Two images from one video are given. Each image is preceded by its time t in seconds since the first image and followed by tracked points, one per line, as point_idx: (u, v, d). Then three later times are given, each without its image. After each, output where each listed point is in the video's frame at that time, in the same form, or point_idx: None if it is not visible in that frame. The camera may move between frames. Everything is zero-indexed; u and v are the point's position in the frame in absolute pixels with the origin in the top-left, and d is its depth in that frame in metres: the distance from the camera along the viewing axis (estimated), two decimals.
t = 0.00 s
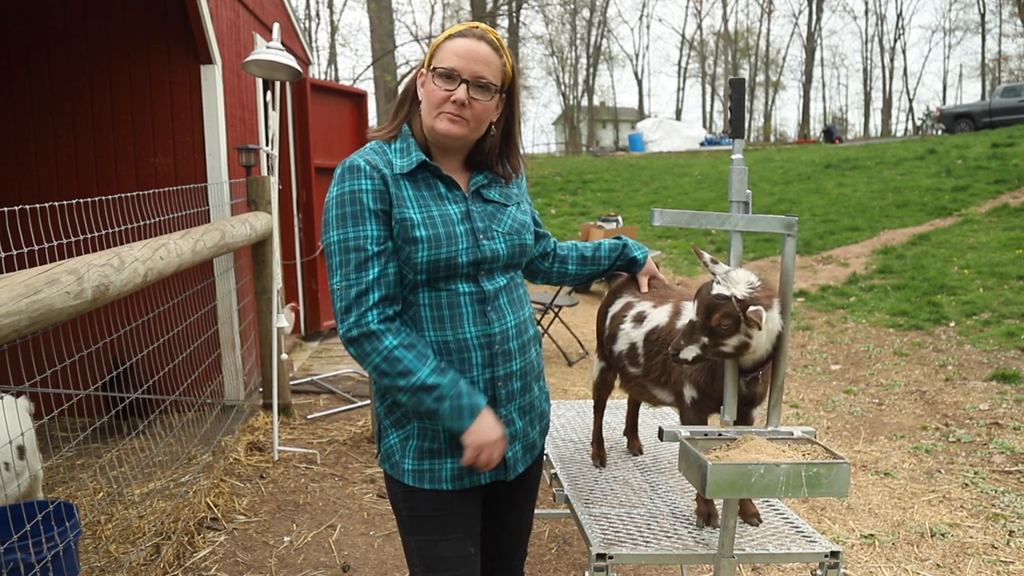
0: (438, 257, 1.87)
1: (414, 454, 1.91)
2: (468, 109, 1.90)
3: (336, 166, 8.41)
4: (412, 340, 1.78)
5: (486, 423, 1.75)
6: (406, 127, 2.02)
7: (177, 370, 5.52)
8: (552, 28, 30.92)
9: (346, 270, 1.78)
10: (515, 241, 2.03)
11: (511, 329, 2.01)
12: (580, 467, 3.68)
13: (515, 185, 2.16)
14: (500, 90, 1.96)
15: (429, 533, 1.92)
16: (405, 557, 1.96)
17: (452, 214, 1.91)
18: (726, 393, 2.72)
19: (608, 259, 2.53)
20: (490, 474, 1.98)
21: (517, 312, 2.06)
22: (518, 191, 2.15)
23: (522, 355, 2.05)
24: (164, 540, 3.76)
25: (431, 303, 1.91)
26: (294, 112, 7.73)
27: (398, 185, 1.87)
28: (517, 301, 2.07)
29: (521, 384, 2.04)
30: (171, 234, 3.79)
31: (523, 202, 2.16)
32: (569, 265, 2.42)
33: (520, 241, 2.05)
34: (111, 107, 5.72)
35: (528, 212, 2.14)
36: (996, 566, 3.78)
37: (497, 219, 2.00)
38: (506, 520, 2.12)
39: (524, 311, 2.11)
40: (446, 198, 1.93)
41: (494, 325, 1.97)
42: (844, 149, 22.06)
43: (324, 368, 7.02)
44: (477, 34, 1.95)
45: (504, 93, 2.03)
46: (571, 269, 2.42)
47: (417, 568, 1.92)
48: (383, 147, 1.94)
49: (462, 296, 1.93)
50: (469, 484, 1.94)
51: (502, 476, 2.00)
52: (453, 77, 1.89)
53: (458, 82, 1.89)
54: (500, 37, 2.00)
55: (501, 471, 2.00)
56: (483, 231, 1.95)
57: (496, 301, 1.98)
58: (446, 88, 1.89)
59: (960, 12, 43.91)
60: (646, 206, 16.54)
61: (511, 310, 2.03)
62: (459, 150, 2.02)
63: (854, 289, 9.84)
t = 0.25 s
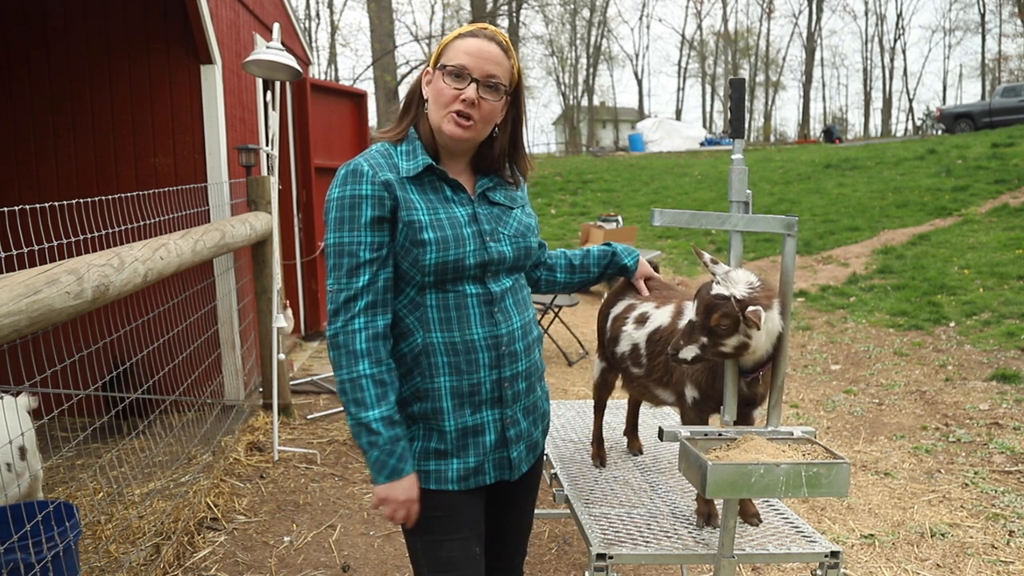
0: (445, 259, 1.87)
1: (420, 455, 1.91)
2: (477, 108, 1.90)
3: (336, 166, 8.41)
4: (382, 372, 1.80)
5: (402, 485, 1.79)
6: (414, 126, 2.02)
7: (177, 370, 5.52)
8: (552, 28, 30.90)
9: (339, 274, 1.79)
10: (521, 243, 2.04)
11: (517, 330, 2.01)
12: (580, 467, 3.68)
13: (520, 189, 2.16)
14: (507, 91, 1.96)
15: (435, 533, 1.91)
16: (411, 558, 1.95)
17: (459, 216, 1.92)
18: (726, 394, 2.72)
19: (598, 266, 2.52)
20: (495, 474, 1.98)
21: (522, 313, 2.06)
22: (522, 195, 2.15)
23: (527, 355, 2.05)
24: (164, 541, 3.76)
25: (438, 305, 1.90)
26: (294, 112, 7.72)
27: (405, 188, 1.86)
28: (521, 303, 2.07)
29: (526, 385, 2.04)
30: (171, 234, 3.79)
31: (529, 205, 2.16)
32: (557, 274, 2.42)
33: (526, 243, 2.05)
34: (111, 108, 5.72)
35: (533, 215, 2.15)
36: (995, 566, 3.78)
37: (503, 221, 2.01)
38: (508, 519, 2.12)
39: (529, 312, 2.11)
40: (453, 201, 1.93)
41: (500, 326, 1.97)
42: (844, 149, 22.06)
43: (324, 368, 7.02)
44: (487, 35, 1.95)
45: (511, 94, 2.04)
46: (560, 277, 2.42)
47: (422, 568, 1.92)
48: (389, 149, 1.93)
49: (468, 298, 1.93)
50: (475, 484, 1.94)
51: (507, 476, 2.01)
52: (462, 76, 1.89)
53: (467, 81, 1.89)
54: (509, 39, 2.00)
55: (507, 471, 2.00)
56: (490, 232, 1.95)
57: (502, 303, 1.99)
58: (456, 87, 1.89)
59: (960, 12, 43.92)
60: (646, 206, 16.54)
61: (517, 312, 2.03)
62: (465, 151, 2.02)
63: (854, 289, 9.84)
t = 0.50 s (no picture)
0: (447, 260, 1.87)
1: (419, 455, 1.91)
2: (478, 102, 1.90)
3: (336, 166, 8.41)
4: (378, 374, 1.80)
5: (387, 489, 1.79)
6: (415, 128, 2.01)
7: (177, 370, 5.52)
8: (552, 28, 30.89)
9: (340, 274, 1.80)
10: (523, 245, 2.03)
11: (518, 331, 2.01)
12: (580, 467, 3.68)
13: (523, 189, 2.15)
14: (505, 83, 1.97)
15: (434, 533, 1.92)
16: (410, 558, 1.95)
17: (462, 216, 1.91)
18: (727, 394, 2.72)
19: (600, 270, 2.52)
20: (494, 474, 1.98)
21: (523, 314, 2.06)
22: (525, 195, 2.14)
23: (528, 356, 2.05)
24: (164, 541, 3.76)
25: (439, 305, 1.90)
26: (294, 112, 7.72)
27: (408, 188, 1.86)
28: (523, 304, 2.07)
29: (526, 387, 2.04)
30: (171, 234, 3.79)
31: (532, 206, 2.16)
32: (558, 277, 2.42)
33: (528, 245, 2.05)
34: (111, 108, 5.72)
35: (536, 216, 2.14)
36: (995, 566, 3.78)
37: (505, 222, 2.00)
38: (508, 519, 2.12)
39: (531, 313, 2.11)
40: (456, 201, 1.93)
41: (501, 327, 1.96)
42: (845, 149, 22.06)
43: (324, 368, 7.02)
44: (478, 29, 1.96)
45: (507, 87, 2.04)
46: (561, 280, 2.43)
47: (422, 568, 1.92)
48: (392, 149, 1.93)
49: (469, 299, 1.93)
50: (474, 485, 1.95)
51: (506, 476, 2.01)
52: (461, 72, 1.89)
53: (467, 76, 1.89)
54: (500, 31, 2.01)
55: (506, 472, 2.00)
56: (492, 233, 1.95)
57: (503, 304, 1.98)
58: (456, 84, 1.89)
59: (960, 12, 43.91)
60: (646, 206, 16.54)
61: (518, 313, 2.03)
62: (468, 149, 2.02)
63: (854, 289, 9.84)
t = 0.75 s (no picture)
0: (444, 259, 1.87)
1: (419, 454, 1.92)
2: (476, 99, 1.89)
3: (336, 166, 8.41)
4: (391, 369, 1.80)
5: (423, 480, 1.79)
6: (413, 129, 2.01)
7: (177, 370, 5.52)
8: (552, 28, 30.87)
9: (344, 274, 1.80)
10: (521, 245, 2.03)
11: (516, 330, 2.00)
12: (580, 467, 3.68)
13: (523, 188, 2.14)
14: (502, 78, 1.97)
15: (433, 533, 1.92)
16: (410, 557, 1.95)
17: (460, 215, 1.91)
18: (726, 393, 2.73)
19: (603, 276, 2.51)
20: (493, 474, 1.98)
21: (522, 313, 2.05)
22: (525, 194, 2.14)
23: (526, 355, 2.04)
24: (164, 541, 3.76)
25: (438, 304, 1.91)
26: (294, 112, 7.73)
27: (406, 187, 1.87)
28: (521, 303, 2.06)
29: (524, 386, 2.04)
30: (171, 234, 3.79)
31: (532, 205, 2.15)
32: (559, 280, 2.42)
33: (527, 244, 2.04)
34: (111, 108, 5.72)
35: (536, 216, 2.13)
36: (996, 566, 3.78)
37: (504, 221, 2.00)
38: (508, 519, 2.12)
39: (530, 313, 2.10)
40: (454, 200, 1.93)
41: (499, 325, 1.96)
42: (844, 149, 22.05)
43: (324, 368, 7.02)
44: (471, 26, 1.96)
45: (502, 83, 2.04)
46: (561, 284, 2.43)
47: (421, 567, 1.92)
48: (390, 149, 1.93)
49: (467, 297, 1.93)
50: (472, 484, 1.95)
51: (505, 476, 2.00)
52: (458, 70, 1.89)
53: (463, 75, 1.89)
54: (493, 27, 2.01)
55: (504, 471, 2.00)
56: (490, 232, 1.94)
57: (502, 302, 1.98)
58: (453, 83, 1.89)
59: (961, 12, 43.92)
60: (646, 206, 16.54)
61: (516, 312, 2.02)
62: (467, 146, 2.02)
63: (854, 289, 9.84)
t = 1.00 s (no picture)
0: (443, 257, 1.87)
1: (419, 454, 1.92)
2: (472, 95, 1.90)
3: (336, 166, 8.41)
4: (392, 368, 1.80)
5: (422, 479, 1.80)
6: (410, 130, 2.01)
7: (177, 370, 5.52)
8: (552, 28, 30.88)
9: (344, 273, 1.81)
10: (520, 244, 2.02)
11: (515, 329, 2.00)
12: (580, 467, 3.68)
13: (522, 188, 2.14)
14: (496, 74, 1.97)
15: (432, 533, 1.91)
16: (409, 557, 1.95)
17: (458, 214, 1.91)
18: (726, 394, 2.73)
19: (597, 302, 2.43)
20: (492, 474, 1.98)
21: (521, 313, 2.05)
22: (525, 194, 2.14)
23: (526, 355, 2.04)
24: (164, 541, 3.76)
25: (437, 303, 1.91)
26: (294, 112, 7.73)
27: (404, 187, 1.87)
28: (520, 303, 2.06)
29: (524, 385, 2.04)
30: (171, 234, 3.79)
31: (531, 206, 2.15)
32: (553, 293, 2.40)
33: (526, 244, 2.04)
34: (111, 108, 5.72)
35: (535, 216, 2.13)
36: (996, 566, 3.78)
37: (502, 222, 2.00)
38: (508, 519, 2.12)
39: (529, 312, 2.10)
40: (452, 199, 1.93)
41: (498, 325, 1.96)
42: (845, 149, 22.06)
43: (324, 368, 7.02)
44: (463, 26, 1.97)
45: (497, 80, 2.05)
46: (554, 299, 2.40)
47: (420, 567, 1.92)
48: (388, 149, 1.94)
49: (466, 296, 1.93)
50: (472, 484, 1.95)
51: (504, 476, 2.00)
52: (453, 68, 1.89)
53: (458, 72, 1.90)
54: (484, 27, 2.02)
55: (504, 471, 2.00)
56: (489, 232, 1.94)
57: (500, 302, 1.98)
58: (448, 80, 1.89)
59: (960, 12, 43.93)
60: (646, 206, 16.54)
61: (515, 311, 2.02)
62: (464, 145, 2.02)
63: (854, 289, 9.84)
